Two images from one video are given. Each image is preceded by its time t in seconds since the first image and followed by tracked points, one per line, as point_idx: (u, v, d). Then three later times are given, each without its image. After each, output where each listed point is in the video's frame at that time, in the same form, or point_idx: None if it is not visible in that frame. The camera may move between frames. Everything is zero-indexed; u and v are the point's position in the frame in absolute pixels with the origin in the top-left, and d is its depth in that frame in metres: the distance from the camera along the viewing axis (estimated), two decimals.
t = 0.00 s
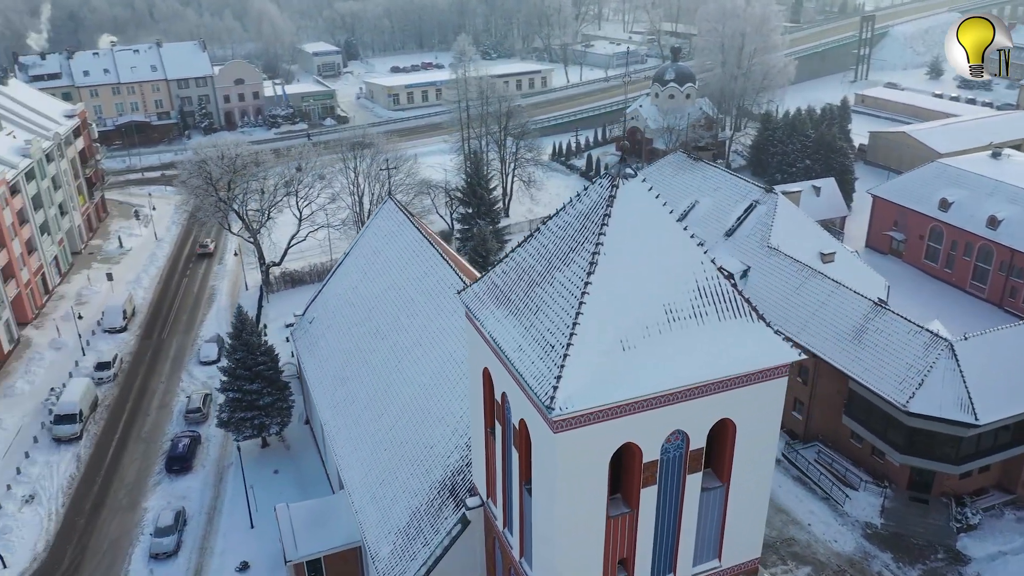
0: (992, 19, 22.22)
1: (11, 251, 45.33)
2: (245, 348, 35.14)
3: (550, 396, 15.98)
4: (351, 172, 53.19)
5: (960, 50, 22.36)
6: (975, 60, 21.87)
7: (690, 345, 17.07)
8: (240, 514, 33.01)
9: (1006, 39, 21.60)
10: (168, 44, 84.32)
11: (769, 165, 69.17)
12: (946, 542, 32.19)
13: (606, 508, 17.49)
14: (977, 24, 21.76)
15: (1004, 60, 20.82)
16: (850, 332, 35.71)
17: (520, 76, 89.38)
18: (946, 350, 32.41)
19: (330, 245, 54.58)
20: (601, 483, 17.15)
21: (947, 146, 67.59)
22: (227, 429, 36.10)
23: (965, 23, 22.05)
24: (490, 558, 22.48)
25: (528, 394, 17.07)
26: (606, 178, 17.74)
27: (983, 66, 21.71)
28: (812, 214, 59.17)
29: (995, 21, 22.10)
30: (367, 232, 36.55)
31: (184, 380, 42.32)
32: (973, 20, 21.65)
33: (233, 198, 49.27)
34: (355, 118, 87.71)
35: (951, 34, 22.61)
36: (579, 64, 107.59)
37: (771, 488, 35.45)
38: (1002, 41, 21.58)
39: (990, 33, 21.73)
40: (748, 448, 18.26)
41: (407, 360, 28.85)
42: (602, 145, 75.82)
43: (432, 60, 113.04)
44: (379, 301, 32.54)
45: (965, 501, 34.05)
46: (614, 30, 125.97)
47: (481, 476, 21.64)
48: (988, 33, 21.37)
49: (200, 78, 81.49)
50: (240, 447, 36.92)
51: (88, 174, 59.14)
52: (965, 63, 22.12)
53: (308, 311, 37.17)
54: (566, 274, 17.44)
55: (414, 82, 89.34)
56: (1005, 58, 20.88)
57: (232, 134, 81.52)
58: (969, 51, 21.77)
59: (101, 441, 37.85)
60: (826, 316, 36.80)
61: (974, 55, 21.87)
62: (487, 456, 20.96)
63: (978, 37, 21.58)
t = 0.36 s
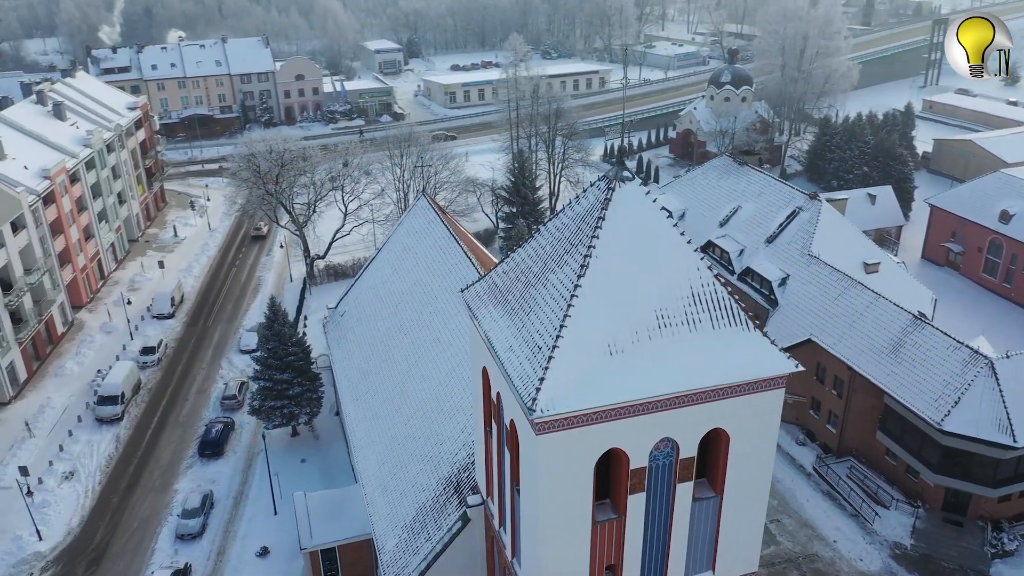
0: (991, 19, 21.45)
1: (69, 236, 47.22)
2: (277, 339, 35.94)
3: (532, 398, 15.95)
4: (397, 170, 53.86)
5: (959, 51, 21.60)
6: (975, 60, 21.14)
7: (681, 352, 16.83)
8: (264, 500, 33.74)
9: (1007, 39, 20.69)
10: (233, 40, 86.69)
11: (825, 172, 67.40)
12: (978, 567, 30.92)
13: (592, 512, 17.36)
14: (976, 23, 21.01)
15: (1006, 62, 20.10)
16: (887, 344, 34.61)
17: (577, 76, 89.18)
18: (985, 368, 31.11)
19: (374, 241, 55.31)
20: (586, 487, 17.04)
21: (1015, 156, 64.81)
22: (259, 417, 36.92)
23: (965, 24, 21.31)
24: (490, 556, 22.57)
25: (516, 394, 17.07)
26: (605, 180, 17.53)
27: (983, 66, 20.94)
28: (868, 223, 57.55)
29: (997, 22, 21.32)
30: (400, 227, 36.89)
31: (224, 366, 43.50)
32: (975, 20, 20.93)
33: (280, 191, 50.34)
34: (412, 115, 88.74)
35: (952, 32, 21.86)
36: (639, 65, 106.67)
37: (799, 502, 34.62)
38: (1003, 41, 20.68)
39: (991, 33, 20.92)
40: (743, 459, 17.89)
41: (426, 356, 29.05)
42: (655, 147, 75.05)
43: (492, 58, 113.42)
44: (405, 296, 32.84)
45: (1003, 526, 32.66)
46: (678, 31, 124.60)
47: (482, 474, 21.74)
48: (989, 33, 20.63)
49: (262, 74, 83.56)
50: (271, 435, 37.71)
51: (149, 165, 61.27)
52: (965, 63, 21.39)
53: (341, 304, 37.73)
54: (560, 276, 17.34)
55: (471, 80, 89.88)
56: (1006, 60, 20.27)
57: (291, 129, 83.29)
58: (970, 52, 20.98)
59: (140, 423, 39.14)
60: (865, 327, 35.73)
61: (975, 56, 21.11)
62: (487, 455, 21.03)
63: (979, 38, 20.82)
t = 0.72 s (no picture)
0: (990, 20, 22.80)
1: (124, 224, 49.03)
2: (308, 330, 36.69)
3: (514, 399, 15.96)
4: (442, 168, 54.50)
5: (960, 50, 22.85)
6: (975, 59, 22.40)
7: (670, 359, 16.62)
8: (289, 488, 34.42)
9: (1006, 39, 22.06)
10: (296, 36, 88.75)
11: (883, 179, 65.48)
12: None
13: (577, 516, 17.27)
14: (976, 24, 22.27)
15: (1003, 62, 21.39)
16: (925, 360, 33.45)
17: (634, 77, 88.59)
18: None
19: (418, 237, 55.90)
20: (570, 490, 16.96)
21: None
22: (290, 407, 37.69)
23: (965, 24, 22.57)
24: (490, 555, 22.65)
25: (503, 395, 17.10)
26: (602, 183, 17.32)
27: (983, 65, 22.23)
28: (924, 235, 55.69)
29: (996, 23, 22.63)
30: (433, 224, 37.15)
31: (264, 355, 44.54)
32: (973, 21, 22.20)
33: (326, 185, 51.26)
34: (467, 113, 89.40)
35: (953, 33, 23.12)
36: (699, 66, 105.47)
37: (826, 517, 33.72)
38: (1002, 41, 22.00)
39: (989, 33, 22.22)
40: (735, 470, 17.55)
41: (445, 353, 29.19)
42: (709, 150, 74.01)
43: (552, 58, 113.53)
44: (432, 293, 33.08)
45: None
46: (743, 32, 122.64)
47: (483, 472, 21.83)
48: (988, 32, 21.91)
49: (322, 70, 85.37)
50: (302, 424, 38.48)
51: (206, 157, 63.17)
52: (966, 63, 22.65)
53: (374, 298, 38.23)
54: (552, 278, 17.26)
55: (528, 80, 90.12)
56: (1004, 60, 21.63)
57: (348, 125, 84.83)
58: (969, 51, 22.36)
59: (179, 407, 40.38)
60: (903, 341, 34.58)
61: (974, 55, 22.39)
62: (487, 454, 21.10)
63: (978, 37, 22.13)
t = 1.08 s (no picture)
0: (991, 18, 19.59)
1: (171, 215, 50.47)
2: (337, 323, 37.27)
3: (498, 398, 16.02)
4: (482, 167, 54.74)
5: (957, 51, 19.52)
6: (975, 60, 19.15)
7: (660, 364, 16.46)
8: (313, 477, 35.04)
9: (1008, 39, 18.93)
10: (351, 34, 90.09)
11: (939, 187, 63.50)
12: None
13: (562, 518, 17.25)
14: (975, 22, 19.11)
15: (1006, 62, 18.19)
16: (960, 375, 32.31)
17: (686, 78, 87.68)
18: None
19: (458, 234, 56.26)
20: (555, 491, 16.94)
21: None
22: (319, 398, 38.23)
23: (962, 23, 19.35)
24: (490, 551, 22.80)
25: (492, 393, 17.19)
26: (600, 185, 17.20)
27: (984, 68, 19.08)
28: (977, 245, 53.67)
29: (998, 20, 19.45)
30: (463, 221, 37.31)
31: (299, 347, 45.37)
32: (972, 18, 19.01)
33: (367, 180, 51.78)
34: (517, 112, 89.63)
35: (949, 31, 19.68)
36: (757, 68, 103.69)
37: (851, 532, 32.87)
38: (1004, 41, 18.90)
39: (989, 32, 19.07)
40: (727, 480, 17.30)
41: (462, 349, 29.33)
42: (760, 154, 72.76)
43: (607, 57, 112.83)
44: (456, 290, 33.26)
45: None
46: (805, 34, 120.27)
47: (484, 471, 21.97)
48: (989, 32, 18.80)
49: (376, 67, 86.53)
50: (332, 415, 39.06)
51: (256, 151, 64.65)
52: (964, 64, 19.34)
53: (403, 294, 38.63)
54: (545, 279, 17.25)
55: (579, 79, 89.95)
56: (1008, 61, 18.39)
57: (399, 122, 85.76)
58: (968, 52, 19.08)
59: (214, 393, 41.41)
60: (939, 354, 33.47)
61: (973, 56, 19.14)
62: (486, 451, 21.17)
63: (978, 37, 19.00)
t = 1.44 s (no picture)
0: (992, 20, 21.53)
1: (222, 206, 51.89)
2: (368, 317, 37.84)
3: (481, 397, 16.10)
4: (527, 165, 54.84)
5: (959, 50, 21.53)
6: (974, 59, 21.17)
7: (646, 369, 16.29)
8: (339, 466, 35.62)
9: (1007, 39, 20.80)
10: (410, 32, 91.23)
11: (1003, 197, 61.02)
12: None
13: (546, 518, 17.19)
14: (976, 24, 21.07)
15: (1005, 61, 20.15)
16: (999, 394, 30.76)
17: (745, 81, 86.26)
18: None
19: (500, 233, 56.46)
20: (538, 492, 16.92)
21: None
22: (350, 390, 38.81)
23: (964, 24, 21.33)
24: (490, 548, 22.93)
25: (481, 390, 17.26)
26: (597, 187, 17.13)
27: (983, 66, 21.07)
28: None
29: (998, 22, 21.37)
30: (496, 219, 37.29)
31: (336, 338, 46.15)
32: (972, 20, 20.97)
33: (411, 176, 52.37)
34: (573, 111, 89.44)
35: (950, 34, 21.73)
36: (821, 71, 101.32)
37: (877, 551, 31.86)
38: (1003, 41, 20.75)
39: (990, 33, 20.97)
40: (714, 489, 17.04)
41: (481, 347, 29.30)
42: (817, 159, 71.06)
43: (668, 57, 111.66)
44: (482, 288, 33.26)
45: None
46: (875, 37, 116.94)
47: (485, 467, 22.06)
48: (987, 32, 20.72)
49: (433, 65, 87.40)
50: (362, 407, 39.62)
51: (310, 145, 66.00)
52: (966, 63, 21.38)
53: (435, 290, 38.82)
54: (537, 279, 17.25)
55: (636, 80, 89.38)
56: (1007, 59, 20.36)
57: (454, 120, 86.51)
58: (968, 51, 21.08)
59: (251, 381, 42.48)
60: (978, 371, 32.04)
61: (973, 55, 21.13)
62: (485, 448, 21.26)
63: (978, 37, 20.92)
